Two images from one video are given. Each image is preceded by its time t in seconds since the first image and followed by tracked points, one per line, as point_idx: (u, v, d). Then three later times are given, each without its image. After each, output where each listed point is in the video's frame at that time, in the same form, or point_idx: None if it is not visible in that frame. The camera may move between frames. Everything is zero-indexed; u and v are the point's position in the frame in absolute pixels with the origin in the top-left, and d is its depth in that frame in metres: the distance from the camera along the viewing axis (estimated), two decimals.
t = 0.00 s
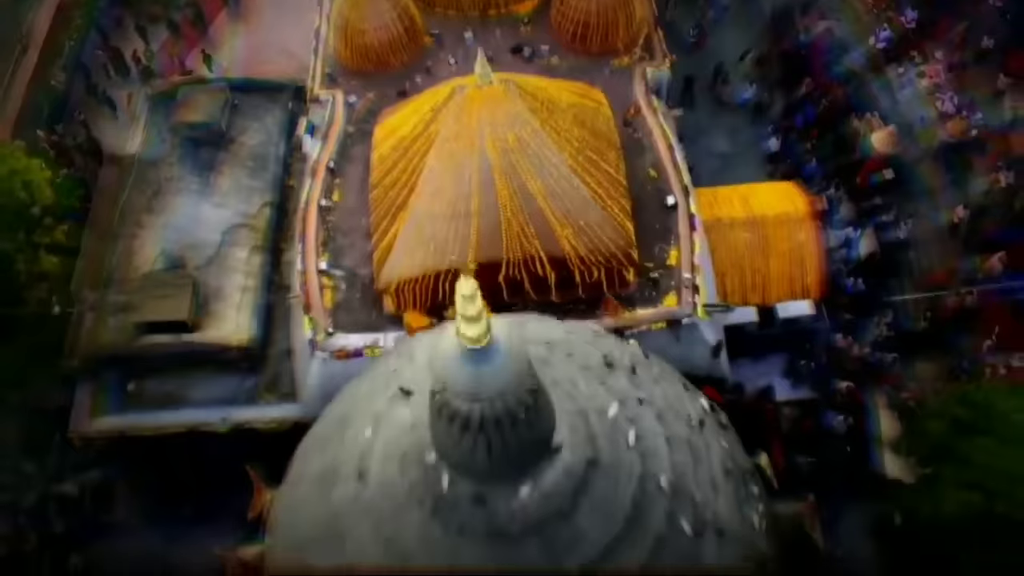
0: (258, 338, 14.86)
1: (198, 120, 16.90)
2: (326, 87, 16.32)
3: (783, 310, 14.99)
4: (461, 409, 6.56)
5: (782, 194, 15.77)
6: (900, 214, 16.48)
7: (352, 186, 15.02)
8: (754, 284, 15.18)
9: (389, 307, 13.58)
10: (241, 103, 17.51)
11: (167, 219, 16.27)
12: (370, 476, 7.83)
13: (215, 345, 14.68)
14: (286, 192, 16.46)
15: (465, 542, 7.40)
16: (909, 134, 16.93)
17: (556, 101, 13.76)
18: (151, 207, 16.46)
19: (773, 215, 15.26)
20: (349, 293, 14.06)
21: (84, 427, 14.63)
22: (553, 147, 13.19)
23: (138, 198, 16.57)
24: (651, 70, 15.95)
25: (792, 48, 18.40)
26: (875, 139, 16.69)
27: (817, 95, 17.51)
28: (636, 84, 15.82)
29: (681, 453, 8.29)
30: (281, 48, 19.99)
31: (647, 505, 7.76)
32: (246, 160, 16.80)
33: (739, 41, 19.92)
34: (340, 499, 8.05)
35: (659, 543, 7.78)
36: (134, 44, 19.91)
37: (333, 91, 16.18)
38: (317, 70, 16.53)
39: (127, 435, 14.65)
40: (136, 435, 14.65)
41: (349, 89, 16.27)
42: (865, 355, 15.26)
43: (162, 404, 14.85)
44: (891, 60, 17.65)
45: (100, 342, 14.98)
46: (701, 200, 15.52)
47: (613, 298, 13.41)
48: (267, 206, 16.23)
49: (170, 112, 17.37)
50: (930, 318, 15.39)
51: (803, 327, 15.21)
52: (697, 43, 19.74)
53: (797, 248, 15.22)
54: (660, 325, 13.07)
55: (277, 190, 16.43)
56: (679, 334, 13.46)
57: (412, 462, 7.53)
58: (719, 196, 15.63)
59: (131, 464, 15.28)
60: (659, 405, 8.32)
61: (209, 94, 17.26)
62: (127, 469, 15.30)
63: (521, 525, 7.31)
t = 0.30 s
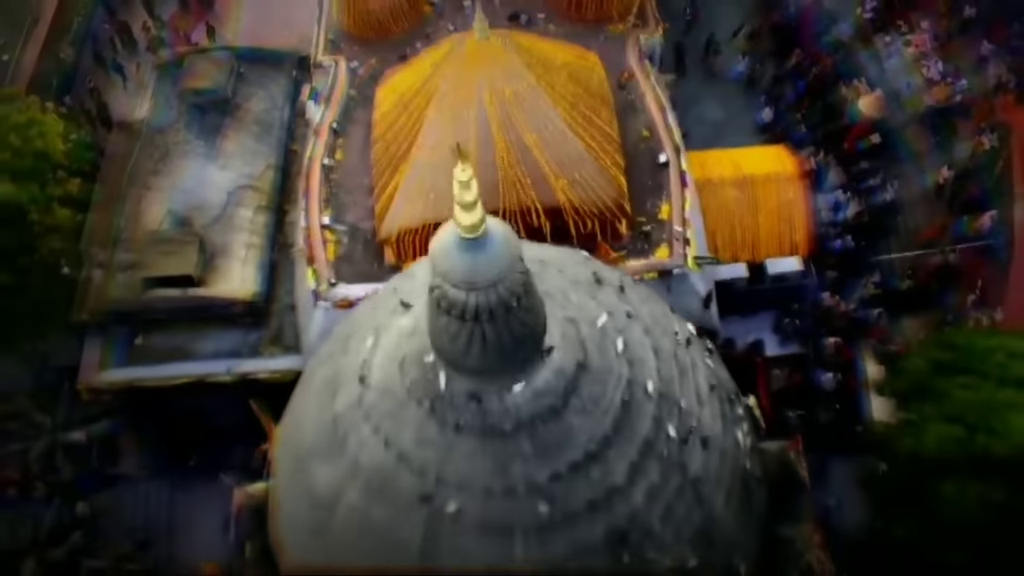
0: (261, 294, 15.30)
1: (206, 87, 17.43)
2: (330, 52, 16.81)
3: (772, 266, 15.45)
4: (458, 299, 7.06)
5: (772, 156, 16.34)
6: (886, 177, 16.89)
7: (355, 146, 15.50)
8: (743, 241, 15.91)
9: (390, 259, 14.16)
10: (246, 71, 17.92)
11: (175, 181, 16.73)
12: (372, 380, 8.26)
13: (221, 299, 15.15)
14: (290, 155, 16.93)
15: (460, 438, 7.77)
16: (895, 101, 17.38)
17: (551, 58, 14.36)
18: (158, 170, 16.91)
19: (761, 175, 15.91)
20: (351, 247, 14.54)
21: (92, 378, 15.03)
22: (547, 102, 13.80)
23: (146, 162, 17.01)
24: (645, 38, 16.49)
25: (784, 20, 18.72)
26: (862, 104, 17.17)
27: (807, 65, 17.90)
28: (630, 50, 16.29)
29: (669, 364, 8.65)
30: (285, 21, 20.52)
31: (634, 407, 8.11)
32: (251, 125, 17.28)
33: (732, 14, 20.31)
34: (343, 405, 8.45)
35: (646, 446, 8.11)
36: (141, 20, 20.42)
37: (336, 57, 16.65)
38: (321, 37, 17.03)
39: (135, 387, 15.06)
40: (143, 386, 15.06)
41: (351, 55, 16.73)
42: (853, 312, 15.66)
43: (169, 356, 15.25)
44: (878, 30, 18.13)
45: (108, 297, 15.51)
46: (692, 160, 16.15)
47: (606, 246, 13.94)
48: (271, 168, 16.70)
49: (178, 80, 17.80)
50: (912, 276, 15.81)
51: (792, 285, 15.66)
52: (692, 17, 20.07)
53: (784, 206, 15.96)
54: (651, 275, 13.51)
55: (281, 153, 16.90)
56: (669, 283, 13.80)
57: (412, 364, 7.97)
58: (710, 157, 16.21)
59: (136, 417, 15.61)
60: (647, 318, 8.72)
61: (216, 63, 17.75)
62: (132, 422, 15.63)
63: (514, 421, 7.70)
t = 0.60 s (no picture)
0: (267, 256, 15.82)
1: (212, 60, 17.85)
2: (333, 23, 17.25)
3: (762, 230, 15.89)
4: (456, 214, 7.59)
5: (763, 124, 16.84)
6: (875, 146, 17.31)
7: (357, 113, 15.94)
8: (735, 207, 16.31)
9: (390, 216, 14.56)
10: (251, 44, 18.37)
11: (181, 150, 17.10)
12: (374, 303, 8.67)
13: (227, 260, 15.66)
14: (294, 125, 17.43)
15: (458, 352, 8.15)
16: (884, 73, 17.80)
17: (547, 23, 15.18)
18: (164, 139, 17.28)
19: (753, 142, 16.38)
20: (353, 208, 14.96)
21: (100, 338, 15.44)
22: (544, 64, 14.60)
23: (153, 132, 17.39)
24: (640, 11, 16.86)
25: None
26: (851, 76, 17.66)
27: (799, 39, 18.34)
28: (625, 22, 16.60)
29: (657, 291, 9.06)
30: None
31: (624, 327, 8.51)
32: (256, 96, 17.73)
33: None
34: (345, 328, 8.84)
35: (635, 364, 8.48)
36: None
37: (339, 29, 17.07)
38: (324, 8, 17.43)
39: (143, 346, 15.43)
40: (151, 345, 15.42)
41: (353, 27, 17.18)
42: (841, 277, 16.12)
43: (176, 317, 15.66)
44: (869, 3, 18.48)
45: (117, 260, 15.92)
46: (685, 128, 16.53)
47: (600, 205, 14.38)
48: (276, 136, 17.18)
49: (185, 54, 18.25)
50: (897, 242, 16.25)
51: (783, 249, 16.17)
52: None
53: (774, 172, 16.42)
54: (645, 231, 13.88)
55: (285, 122, 17.40)
56: (661, 241, 14.13)
57: (413, 285, 8.44)
58: (703, 126, 16.62)
59: (141, 377, 15.89)
60: (636, 248, 9.14)
61: (222, 36, 18.19)
62: (138, 383, 15.91)
63: (509, 336, 8.11)
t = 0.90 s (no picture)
0: (272, 215, 16.31)
1: (219, 30, 18.38)
2: None
3: (753, 189, 16.60)
4: (455, 127, 8.25)
5: (754, 89, 17.82)
6: (863, 111, 17.83)
7: (359, 76, 16.53)
8: (726, 166, 17.18)
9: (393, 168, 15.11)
10: (258, 15, 18.90)
11: (189, 116, 17.56)
12: (377, 223, 9.13)
13: (234, 218, 16.21)
14: (297, 91, 17.87)
15: (456, 265, 8.59)
16: (872, 42, 18.26)
17: None
18: (172, 105, 17.74)
19: (742, 106, 17.37)
20: (356, 165, 15.43)
21: (110, 294, 15.91)
22: (542, 26, 15.56)
23: (160, 99, 17.85)
24: None
25: None
26: (840, 46, 18.11)
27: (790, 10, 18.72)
28: None
29: (646, 216, 9.49)
30: None
31: (614, 245, 8.97)
32: (262, 65, 18.26)
33: None
34: (350, 249, 9.27)
35: (625, 279, 8.93)
36: None
37: None
38: None
39: (152, 301, 15.92)
40: (160, 301, 15.91)
41: None
42: (829, 237, 16.69)
43: (184, 274, 16.16)
44: None
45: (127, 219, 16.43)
46: (679, 93, 17.54)
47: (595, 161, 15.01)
48: (281, 102, 17.68)
49: (192, 25, 18.73)
50: (882, 203, 16.76)
51: (774, 208, 16.72)
52: None
53: (764, 134, 17.33)
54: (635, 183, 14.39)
55: (289, 88, 17.87)
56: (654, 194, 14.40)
57: (414, 204, 8.89)
58: (697, 91, 17.62)
59: (151, 335, 16.40)
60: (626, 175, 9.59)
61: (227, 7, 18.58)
62: (147, 340, 16.43)
63: (504, 249, 8.57)
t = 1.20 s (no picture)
0: (276, 180, 16.79)
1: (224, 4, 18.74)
2: None
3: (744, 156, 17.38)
4: (454, 62, 8.76)
5: (748, 61, 18.67)
6: (852, 82, 18.26)
7: (362, 46, 17.27)
8: (717, 133, 17.99)
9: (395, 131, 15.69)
10: None
11: (196, 85, 17.99)
12: (380, 159, 9.55)
13: (241, 182, 16.77)
14: (301, 63, 18.35)
15: (455, 195, 9.01)
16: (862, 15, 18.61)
17: None
18: (179, 75, 18.14)
19: (737, 74, 18.15)
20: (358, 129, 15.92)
21: (118, 256, 16.50)
22: None
23: (168, 69, 18.25)
24: None
25: None
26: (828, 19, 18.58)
27: None
28: None
29: (637, 154, 9.91)
30: None
31: (605, 178, 9.39)
32: (266, 38, 18.67)
33: None
34: (354, 184, 9.68)
35: (615, 211, 9.34)
36: None
37: None
38: None
39: (160, 264, 16.46)
40: (169, 264, 16.45)
41: None
42: (820, 204, 17.05)
43: (191, 237, 16.70)
44: None
45: (134, 183, 16.89)
46: (675, 62, 18.41)
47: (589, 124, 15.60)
48: (285, 73, 18.17)
49: None
50: (869, 168, 17.12)
51: (763, 173, 17.49)
52: None
53: (755, 104, 18.15)
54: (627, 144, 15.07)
55: (294, 60, 18.36)
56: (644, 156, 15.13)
57: (415, 139, 9.33)
58: (693, 61, 18.51)
59: (158, 297, 16.88)
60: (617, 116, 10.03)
61: None
62: (154, 302, 16.90)
63: (501, 179, 9.00)
